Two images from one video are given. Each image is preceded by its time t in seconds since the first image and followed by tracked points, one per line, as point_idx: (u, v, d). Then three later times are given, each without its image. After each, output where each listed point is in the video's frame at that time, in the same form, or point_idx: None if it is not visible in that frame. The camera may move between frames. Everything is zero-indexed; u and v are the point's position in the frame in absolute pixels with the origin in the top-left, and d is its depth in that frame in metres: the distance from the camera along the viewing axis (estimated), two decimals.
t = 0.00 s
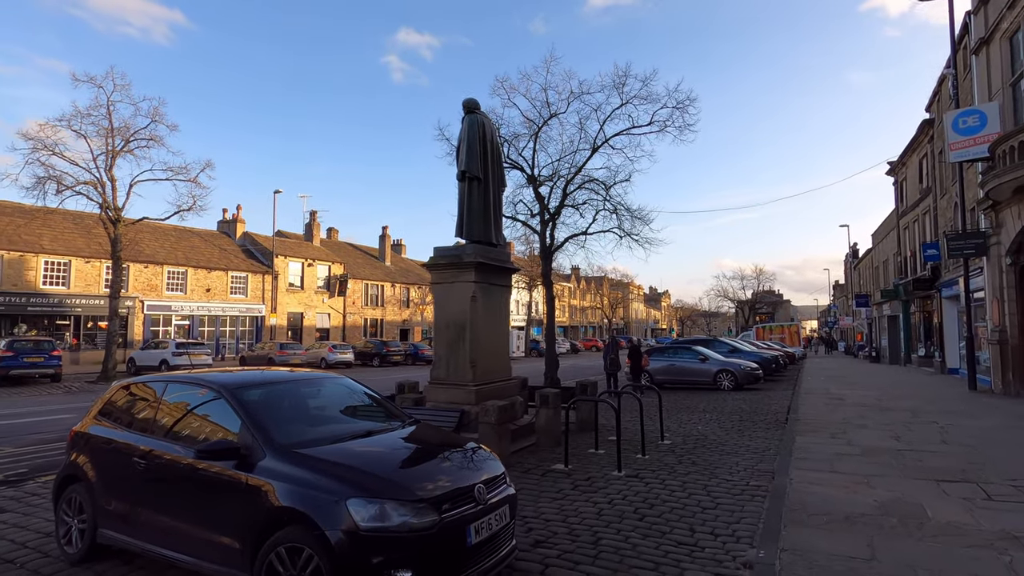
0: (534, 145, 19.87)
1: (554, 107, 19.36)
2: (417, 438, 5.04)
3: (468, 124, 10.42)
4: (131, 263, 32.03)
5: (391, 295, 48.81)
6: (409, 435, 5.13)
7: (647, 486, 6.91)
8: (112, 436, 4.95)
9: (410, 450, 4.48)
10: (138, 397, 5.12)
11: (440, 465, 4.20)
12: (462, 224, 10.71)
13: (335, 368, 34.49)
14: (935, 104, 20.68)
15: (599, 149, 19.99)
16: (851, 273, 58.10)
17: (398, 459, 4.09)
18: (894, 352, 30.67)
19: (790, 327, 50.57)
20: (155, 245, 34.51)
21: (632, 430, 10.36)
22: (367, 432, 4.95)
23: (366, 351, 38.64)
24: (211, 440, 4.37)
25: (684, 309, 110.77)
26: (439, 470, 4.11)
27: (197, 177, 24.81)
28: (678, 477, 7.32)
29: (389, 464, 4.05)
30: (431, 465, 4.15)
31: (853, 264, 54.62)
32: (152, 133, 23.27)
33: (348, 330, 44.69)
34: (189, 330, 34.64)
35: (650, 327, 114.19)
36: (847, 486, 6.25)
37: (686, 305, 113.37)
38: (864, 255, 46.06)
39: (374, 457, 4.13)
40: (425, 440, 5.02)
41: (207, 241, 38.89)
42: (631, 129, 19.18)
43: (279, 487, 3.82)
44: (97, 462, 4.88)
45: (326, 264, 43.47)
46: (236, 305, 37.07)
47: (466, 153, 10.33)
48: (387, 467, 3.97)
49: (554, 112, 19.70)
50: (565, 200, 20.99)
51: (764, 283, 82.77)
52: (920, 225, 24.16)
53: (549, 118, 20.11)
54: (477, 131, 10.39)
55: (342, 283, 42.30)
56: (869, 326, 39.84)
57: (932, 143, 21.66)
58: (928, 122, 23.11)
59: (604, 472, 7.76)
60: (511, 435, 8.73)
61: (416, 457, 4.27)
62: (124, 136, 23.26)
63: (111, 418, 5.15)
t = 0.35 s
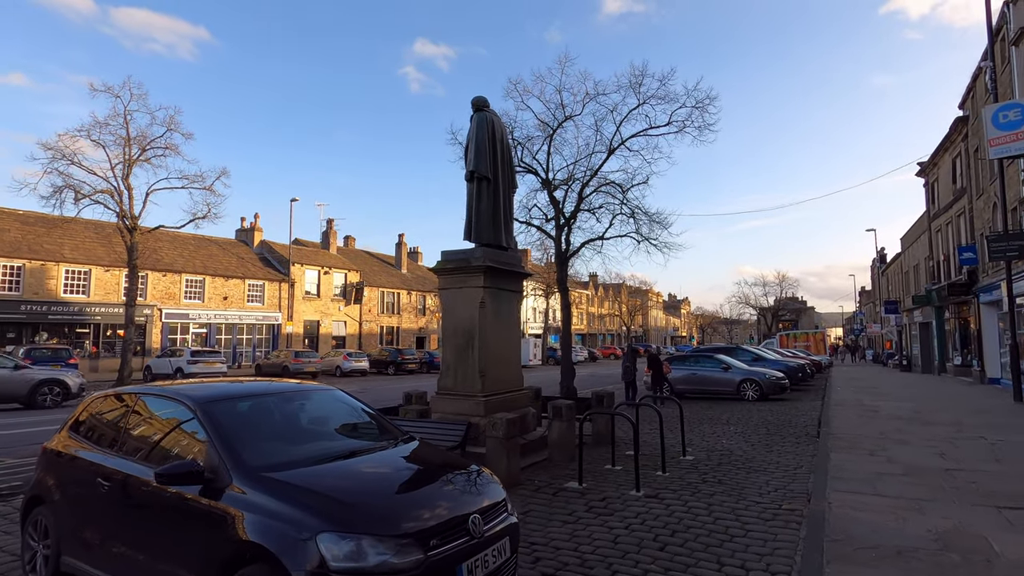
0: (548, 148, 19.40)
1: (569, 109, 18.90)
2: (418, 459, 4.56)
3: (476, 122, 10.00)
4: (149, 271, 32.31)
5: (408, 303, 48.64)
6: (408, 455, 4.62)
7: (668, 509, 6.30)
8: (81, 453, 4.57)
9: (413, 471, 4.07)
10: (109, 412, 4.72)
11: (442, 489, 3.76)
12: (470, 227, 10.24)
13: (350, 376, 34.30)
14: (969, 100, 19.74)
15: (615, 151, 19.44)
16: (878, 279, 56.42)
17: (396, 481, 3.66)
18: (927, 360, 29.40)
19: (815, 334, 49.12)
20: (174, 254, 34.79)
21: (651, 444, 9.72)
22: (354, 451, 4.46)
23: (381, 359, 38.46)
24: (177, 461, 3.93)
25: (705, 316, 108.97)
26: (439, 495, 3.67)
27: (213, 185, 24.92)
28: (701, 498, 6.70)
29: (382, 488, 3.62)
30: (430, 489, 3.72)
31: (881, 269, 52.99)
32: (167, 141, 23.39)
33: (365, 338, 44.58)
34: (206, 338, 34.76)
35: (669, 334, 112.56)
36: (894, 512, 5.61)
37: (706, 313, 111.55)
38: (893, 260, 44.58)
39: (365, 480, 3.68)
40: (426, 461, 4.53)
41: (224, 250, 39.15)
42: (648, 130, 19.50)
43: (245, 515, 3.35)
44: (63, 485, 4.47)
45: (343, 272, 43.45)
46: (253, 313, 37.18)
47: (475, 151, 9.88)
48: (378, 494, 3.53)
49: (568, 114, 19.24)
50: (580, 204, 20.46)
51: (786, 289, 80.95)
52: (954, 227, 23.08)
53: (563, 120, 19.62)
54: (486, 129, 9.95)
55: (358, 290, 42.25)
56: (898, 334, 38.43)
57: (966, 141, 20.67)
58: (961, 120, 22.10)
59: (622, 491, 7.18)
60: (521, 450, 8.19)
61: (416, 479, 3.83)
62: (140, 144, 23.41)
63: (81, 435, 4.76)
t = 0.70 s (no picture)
0: (561, 154, 18.98)
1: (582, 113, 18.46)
2: (414, 482, 4.14)
3: (481, 123, 9.61)
4: (169, 284, 32.68)
5: (425, 313, 48.46)
6: (403, 478, 4.18)
7: (685, 535, 5.70)
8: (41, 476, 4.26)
9: (410, 494, 3.77)
10: (74, 430, 4.42)
11: (435, 515, 3.47)
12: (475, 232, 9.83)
13: (366, 387, 34.09)
14: (1005, 96, 18.76)
15: (630, 155, 18.90)
16: (909, 285, 54.44)
17: (386, 507, 3.38)
18: (965, 370, 27.94)
19: (843, 343, 47.48)
20: (193, 266, 35.18)
21: (668, 460, 9.08)
22: (327, 473, 4.01)
23: (398, 370, 38.23)
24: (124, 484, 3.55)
25: (728, 325, 106.88)
26: (429, 523, 3.38)
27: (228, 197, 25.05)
28: (723, 523, 6.06)
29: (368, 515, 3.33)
30: (421, 515, 3.42)
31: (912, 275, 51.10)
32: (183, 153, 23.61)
33: (382, 349, 44.45)
34: (224, 350, 34.93)
35: (691, 344, 110.68)
36: (942, 545, 4.98)
37: (729, 322, 109.44)
38: (925, 266, 42.93)
39: (351, 507, 3.40)
40: (422, 485, 4.09)
41: (243, 262, 39.51)
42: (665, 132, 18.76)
43: (189, 549, 2.94)
44: (19, 508, 4.16)
45: (360, 283, 43.49)
46: (271, 324, 37.33)
47: (478, 153, 9.50)
48: (352, 524, 3.18)
49: (581, 119, 18.81)
50: (595, 210, 19.95)
51: (812, 297, 78.80)
52: (992, 230, 21.93)
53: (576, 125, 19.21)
54: (490, 130, 9.55)
55: (375, 301, 42.20)
56: (932, 342, 36.78)
57: (1003, 139, 19.60)
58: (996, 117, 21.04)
59: (634, 513, 6.60)
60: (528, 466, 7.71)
61: (410, 504, 3.55)
62: (157, 157, 23.66)
63: (45, 455, 4.46)
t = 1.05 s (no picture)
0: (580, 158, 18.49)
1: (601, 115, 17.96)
2: (407, 512, 3.77)
3: (490, 123, 9.22)
4: (196, 292, 33.24)
5: (448, 321, 48.26)
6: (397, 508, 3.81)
7: (706, 570, 5.11)
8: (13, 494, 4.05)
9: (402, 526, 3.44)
10: (47, 445, 4.19)
11: (427, 549, 3.17)
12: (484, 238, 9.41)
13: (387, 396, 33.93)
14: None
15: (652, 158, 18.29)
16: (952, 292, 51.90)
17: (375, 538, 3.09)
18: (1017, 383, 26.17)
19: (881, 353, 45.40)
20: (220, 275, 35.75)
21: (691, 480, 8.45)
22: (291, 500, 3.58)
23: (420, 378, 38.01)
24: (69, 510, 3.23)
25: (759, 334, 104.05)
26: (420, 557, 3.07)
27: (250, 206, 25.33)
28: (748, 555, 5.43)
29: (354, 548, 3.04)
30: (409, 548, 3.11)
31: (955, 281, 48.67)
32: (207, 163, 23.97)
33: (405, 357, 44.37)
34: (249, 357, 35.29)
35: (721, 353, 108.11)
36: None
37: (760, 330, 106.55)
38: (970, 271, 40.76)
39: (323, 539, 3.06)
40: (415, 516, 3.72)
41: (269, 271, 40.03)
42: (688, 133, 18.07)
43: None
44: None
45: (383, 291, 43.57)
46: (295, 332, 37.62)
47: (487, 155, 9.10)
48: (314, 563, 2.79)
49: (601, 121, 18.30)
50: (617, 214, 19.35)
51: (848, 305, 75.98)
52: None
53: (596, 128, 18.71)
54: (499, 130, 9.15)
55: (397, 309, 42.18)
56: (978, 352, 34.80)
57: None
58: None
59: (650, 541, 6.02)
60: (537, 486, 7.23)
61: (399, 537, 3.23)
62: (182, 167, 24.06)
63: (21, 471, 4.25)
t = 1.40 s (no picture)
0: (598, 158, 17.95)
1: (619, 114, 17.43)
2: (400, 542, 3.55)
3: (497, 117, 8.78)
4: (218, 299, 33.59)
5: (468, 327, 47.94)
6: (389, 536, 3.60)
7: None
8: None
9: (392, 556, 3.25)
10: None
11: None
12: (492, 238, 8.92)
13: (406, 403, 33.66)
14: None
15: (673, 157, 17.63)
16: (995, 296, 49.41)
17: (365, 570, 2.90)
18: None
19: (920, 360, 43.39)
20: (242, 281, 36.11)
21: (714, 497, 7.80)
22: (237, 527, 3.23)
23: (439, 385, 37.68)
24: None
25: (789, 341, 101.15)
26: None
27: (269, 213, 25.40)
28: None
29: None
30: None
31: (999, 285, 46.31)
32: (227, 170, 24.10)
33: (425, 363, 44.15)
34: (271, 364, 35.48)
35: (749, 359, 105.47)
36: None
37: (790, 336, 103.61)
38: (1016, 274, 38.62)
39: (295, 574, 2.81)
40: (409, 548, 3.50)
41: (291, 277, 40.36)
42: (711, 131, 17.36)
43: None
44: None
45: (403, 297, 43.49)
46: (316, 338, 37.73)
47: (495, 150, 8.65)
48: None
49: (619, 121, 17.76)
50: (637, 216, 18.72)
51: (883, 310, 73.20)
52: None
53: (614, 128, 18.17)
54: (507, 125, 8.71)
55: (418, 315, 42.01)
56: None
57: None
58: None
59: (669, 568, 5.41)
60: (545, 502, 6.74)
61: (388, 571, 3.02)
62: (202, 175, 24.24)
63: None
